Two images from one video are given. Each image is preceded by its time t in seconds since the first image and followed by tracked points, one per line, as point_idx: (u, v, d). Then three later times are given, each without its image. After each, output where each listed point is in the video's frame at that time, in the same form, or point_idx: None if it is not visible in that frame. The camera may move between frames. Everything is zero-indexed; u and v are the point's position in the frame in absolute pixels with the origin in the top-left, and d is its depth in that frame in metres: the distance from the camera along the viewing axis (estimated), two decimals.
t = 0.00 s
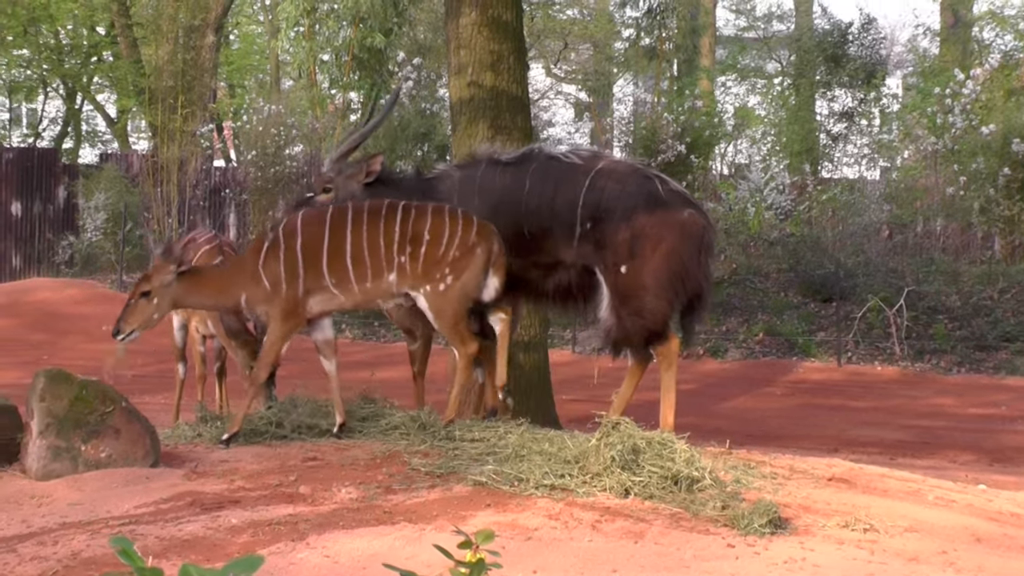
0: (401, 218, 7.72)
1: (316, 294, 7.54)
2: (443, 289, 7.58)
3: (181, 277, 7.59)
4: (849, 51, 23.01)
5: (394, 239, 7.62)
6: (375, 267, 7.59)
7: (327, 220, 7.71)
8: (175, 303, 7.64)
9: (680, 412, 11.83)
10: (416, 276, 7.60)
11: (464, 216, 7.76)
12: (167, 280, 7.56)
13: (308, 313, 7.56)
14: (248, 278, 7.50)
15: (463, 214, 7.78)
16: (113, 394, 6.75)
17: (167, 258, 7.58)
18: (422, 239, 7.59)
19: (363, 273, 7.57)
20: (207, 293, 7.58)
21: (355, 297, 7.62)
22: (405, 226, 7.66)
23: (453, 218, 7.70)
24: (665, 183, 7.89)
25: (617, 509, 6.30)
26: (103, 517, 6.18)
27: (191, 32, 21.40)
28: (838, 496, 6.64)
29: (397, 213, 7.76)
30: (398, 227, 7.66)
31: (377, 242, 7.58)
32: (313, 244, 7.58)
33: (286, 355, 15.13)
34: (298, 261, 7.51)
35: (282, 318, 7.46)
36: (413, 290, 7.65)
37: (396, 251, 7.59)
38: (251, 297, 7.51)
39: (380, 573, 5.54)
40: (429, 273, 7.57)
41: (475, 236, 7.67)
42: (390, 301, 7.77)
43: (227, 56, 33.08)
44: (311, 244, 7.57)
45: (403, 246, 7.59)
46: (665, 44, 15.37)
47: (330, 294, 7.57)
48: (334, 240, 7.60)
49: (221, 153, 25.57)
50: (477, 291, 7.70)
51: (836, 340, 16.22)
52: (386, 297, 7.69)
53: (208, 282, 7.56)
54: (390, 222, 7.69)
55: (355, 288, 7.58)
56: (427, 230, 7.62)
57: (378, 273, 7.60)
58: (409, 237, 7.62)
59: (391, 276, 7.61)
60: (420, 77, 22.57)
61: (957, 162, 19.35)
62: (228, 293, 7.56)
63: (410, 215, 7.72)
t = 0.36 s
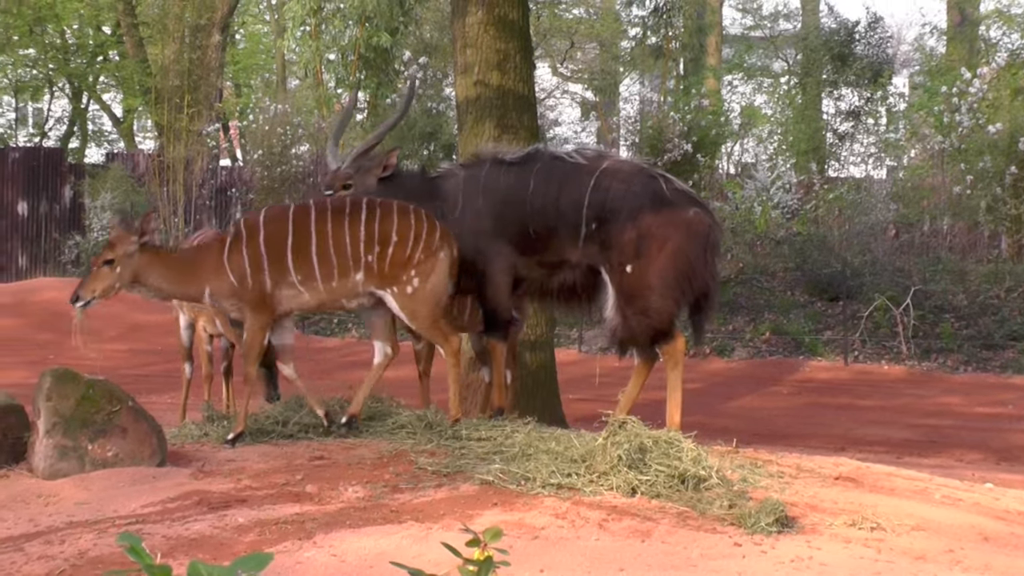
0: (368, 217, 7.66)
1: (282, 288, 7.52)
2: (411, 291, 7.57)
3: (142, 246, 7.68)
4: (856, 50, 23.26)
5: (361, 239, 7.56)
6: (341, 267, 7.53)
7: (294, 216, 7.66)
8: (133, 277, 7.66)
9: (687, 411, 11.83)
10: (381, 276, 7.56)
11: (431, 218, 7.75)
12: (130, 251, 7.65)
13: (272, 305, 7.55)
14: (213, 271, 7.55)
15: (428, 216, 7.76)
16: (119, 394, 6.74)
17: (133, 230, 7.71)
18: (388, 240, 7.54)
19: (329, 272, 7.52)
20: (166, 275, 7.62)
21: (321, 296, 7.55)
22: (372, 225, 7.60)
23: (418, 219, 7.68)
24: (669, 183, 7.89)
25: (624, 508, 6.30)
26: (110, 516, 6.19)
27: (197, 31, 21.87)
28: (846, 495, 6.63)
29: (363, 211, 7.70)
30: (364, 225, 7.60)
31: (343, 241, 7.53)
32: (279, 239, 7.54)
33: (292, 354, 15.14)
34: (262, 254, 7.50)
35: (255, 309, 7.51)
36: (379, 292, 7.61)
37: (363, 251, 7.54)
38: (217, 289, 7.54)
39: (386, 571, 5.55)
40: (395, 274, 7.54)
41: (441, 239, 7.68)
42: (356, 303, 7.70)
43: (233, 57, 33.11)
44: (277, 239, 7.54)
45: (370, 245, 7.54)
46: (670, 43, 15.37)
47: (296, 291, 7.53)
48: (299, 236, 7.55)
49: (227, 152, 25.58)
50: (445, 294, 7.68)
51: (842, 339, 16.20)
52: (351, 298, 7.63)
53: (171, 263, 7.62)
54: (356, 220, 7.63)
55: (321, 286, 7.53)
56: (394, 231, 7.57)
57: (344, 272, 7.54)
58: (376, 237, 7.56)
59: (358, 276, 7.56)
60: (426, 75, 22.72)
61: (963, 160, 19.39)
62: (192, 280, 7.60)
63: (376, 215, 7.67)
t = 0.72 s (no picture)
0: (327, 217, 7.79)
1: (249, 286, 7.49)
2: (376, 290, 7.71)
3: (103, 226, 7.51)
4: (861, 48, 23.45)
5: (324, 239, 7.67)
6: (306, 266, 7.61)
7: (256, 212, 7.69)
8: (92, 253, 7.48)
9: (692, 409, 11.84)
10: (346, 276, 7.69)
11: (390, 219, 7.93)
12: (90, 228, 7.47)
13: (236, 300, 7.50)
14: (179, 265, 7.44)
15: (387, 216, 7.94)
16: (125, 391, 6.74)
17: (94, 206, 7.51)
18: (352, 240, 7.68)
19: (293, 270, 7.58)
20: (126, 259, 7.45)
21: (283, 295, 7.60)
22: (333, 225, 7.74)
23: (380, 219, 7.86)
24: (668, 180, 7.92)
25: (630, 505, 6.30)
26: (116, 513, 6.19)
27: (202, 28, 21.80)
28: (852, 492, 6.64)
29: (322, 211, 7.83)
30: (327, 225, 7.73)
31: (308, 239, 7.62)
32: (243, 235, 7.55)
33: (297, 351, 15.14)
34: (229, 250, 7.48)
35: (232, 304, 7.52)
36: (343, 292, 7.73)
37: (327, 250, 7.65)
38: (184, 284, 7.44)
39: (393, 569, 5.54)
40: (360, 274, 7.68)
41: (403, 240, 7.86)
42: (315, 304, 7.77)
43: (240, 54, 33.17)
44: (241, 235, 7.54)
45: (333, 245, 7.66)
46: (676, 40, 15.35)
47: (260, 289, 7.53)
48: (263, 234, 7.59)
49: (232, 149, 25.61)
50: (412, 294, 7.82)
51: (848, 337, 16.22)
52: (313, 298, 7.70)
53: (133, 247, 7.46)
54: (317, 219, 7.75)
55: (284, 284, 7.58)
56: (357, 231, 7.73)
57: (307, 271, 7.62)
58: (339, 237, 7.70)
59: (322, 275, 7.65)
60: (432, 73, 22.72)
61: (970, 158, 19.39)
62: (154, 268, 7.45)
63: (336, 215, 7.82)
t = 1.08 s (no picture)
0: (282, 208, 7.81)
1: (212, 286, 7.60)
2: (319, 281, 7.68)
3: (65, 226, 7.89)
4: (872, 44, 23.26)
5: (276, 231, 7.70)
6: (259, 260, 7.66)
7: (215, 211, 7.78)
8: (55, 252, 7.89)
9: (704, 408, 11.84)
10: (295, 266, 7.69)
11: (346, 210, 7.93)
12: (53, 227, 7.88)
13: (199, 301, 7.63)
14: (142, 267, 7.63)
15: (343, 207, 7.93)
16: (137, 388, 6.77)
17: (61, 208, 7.93)
18: (301, 230, 7.70)
19: (248, 264, 7.64)
20: (85, 257, 7.75)
21: (241, 291, 7.66)
22: (286, 216, 7.76)
23: (336, 212, 7.86)
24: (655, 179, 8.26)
25: (641, 503, 6.29)
26: (128, 509, 6.20)
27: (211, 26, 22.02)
28: (864, 491, 6.63)
29: (278, 202, 7.84)
30: (281, 215, 7.75)
31: (260, 233, 7.67)
32: (200, 233, 7.65)
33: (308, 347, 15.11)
34: (190, 252, 7.58)
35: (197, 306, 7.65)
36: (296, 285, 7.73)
37: (278, 243, 7.67)
38: (148, 285, 7.64)
39: (405, 566, 5.54)
40: (308, 264, 7.67)
41: (356, 231, 7.86)
42: (274, 297, 7.83)
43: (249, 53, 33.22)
44: (199, 234, 7.64)
45: (285, 236, 7.69)
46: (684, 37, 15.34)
47: (219, 286, 7.62)
48: (219, 231, 7.66)
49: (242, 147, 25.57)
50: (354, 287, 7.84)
51: (859, 334, 16.27)
52: (270, 292, 7.76)
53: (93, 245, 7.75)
54: (271, 211, 7.77)
55: (242, 281, 7.65)
56: (308, 221, 7.75)
57: (262, 266, 7.67)
58: (291, 227, 7.72)
59: (272, 267, 7.69)
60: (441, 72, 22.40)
61: (981, 155, 19.28)
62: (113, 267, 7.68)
63: (292, 205, 7.83)
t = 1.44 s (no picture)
0: (320, 228, 8.12)
1: (230, 304, 8.05)
2: (355, 302, 7.92)
3: (93, 239, 8.69)
4: (966, 56, 20.75)
5: (311, 251, 8.03)
6: (291, 280, 8.02)
7: (250, 230, 8.21)
8: (85, 263, 8.69)
9: (798, 424, 11.72)
10: (329, 287, 7.97)
11: (385, 229, 8.15)
12: (82, 240, 8.68)
13: (206, 323, 8.04)
14: (167, 279, 8.23)
15: (383, 226, 8.15)
16: (233, 401, 6.77)
17: (91, 223, 8.74)
18: (337, 250, 7.98)
19: (277, 284, 8.02)
20: (112, 267, 8.49)
21: (271, 308, 8.08)
22: (322, 237, 8.07)
23: (372, 232, 8.09)
24: (708, 196, 8.42)
25: (737, 521, 6.26)
26: (223, 523, 6.27)
27: (301, 41, 19.89)
28: (964, 512, 6.58)
29: (317, 223, 8.17)
30: (316, 237, 8.07)
31: (295, 253, 8.02)
32: (230, 252, 8.08)
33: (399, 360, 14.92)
34: (214, 269, 8.05)
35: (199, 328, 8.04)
36: (329, 304, 8.00)
37: (312, 263, 8.01)
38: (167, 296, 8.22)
39: None
40: (344, 285, 7.94)
41: (395, 250, 8.06)
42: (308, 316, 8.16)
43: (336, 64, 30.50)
44: (228, 253, 8.07)
45: (319, 257, 8.00)
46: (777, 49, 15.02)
47: (246, 305, 8.06)
48: (250, 252, 8.07)
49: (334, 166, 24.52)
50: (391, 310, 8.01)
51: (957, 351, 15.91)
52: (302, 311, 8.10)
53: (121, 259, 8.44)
54: (308, 232, 8.12)
55: (270, 299, 8.05)
56: (345, 241, 8.02)
57: (294, 285, 8.03)
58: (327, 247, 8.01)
59: (305, 288, 8.03)
60: (530, 85, 20.60)
61: None
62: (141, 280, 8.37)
63: (331, 224, 8.14)
